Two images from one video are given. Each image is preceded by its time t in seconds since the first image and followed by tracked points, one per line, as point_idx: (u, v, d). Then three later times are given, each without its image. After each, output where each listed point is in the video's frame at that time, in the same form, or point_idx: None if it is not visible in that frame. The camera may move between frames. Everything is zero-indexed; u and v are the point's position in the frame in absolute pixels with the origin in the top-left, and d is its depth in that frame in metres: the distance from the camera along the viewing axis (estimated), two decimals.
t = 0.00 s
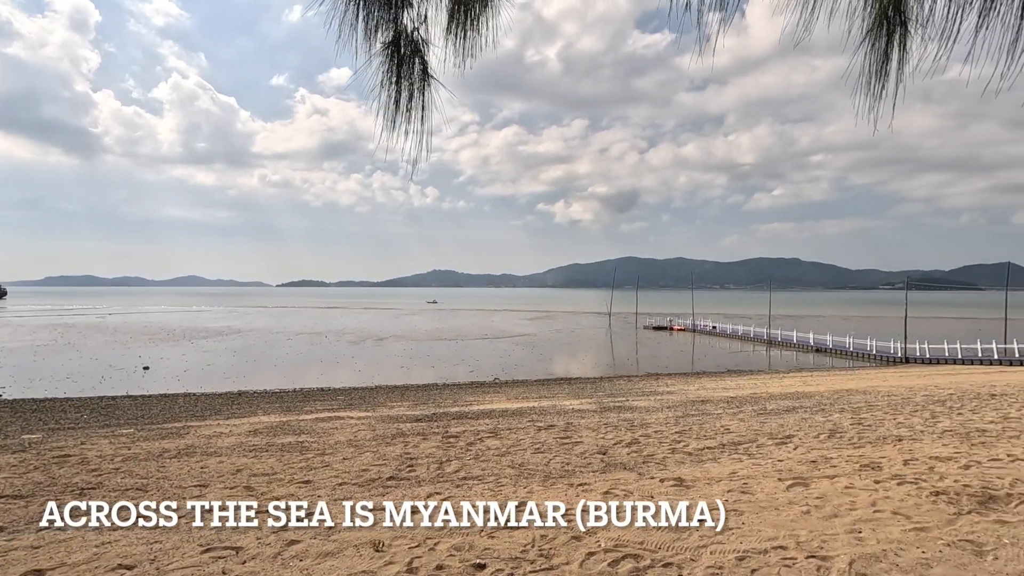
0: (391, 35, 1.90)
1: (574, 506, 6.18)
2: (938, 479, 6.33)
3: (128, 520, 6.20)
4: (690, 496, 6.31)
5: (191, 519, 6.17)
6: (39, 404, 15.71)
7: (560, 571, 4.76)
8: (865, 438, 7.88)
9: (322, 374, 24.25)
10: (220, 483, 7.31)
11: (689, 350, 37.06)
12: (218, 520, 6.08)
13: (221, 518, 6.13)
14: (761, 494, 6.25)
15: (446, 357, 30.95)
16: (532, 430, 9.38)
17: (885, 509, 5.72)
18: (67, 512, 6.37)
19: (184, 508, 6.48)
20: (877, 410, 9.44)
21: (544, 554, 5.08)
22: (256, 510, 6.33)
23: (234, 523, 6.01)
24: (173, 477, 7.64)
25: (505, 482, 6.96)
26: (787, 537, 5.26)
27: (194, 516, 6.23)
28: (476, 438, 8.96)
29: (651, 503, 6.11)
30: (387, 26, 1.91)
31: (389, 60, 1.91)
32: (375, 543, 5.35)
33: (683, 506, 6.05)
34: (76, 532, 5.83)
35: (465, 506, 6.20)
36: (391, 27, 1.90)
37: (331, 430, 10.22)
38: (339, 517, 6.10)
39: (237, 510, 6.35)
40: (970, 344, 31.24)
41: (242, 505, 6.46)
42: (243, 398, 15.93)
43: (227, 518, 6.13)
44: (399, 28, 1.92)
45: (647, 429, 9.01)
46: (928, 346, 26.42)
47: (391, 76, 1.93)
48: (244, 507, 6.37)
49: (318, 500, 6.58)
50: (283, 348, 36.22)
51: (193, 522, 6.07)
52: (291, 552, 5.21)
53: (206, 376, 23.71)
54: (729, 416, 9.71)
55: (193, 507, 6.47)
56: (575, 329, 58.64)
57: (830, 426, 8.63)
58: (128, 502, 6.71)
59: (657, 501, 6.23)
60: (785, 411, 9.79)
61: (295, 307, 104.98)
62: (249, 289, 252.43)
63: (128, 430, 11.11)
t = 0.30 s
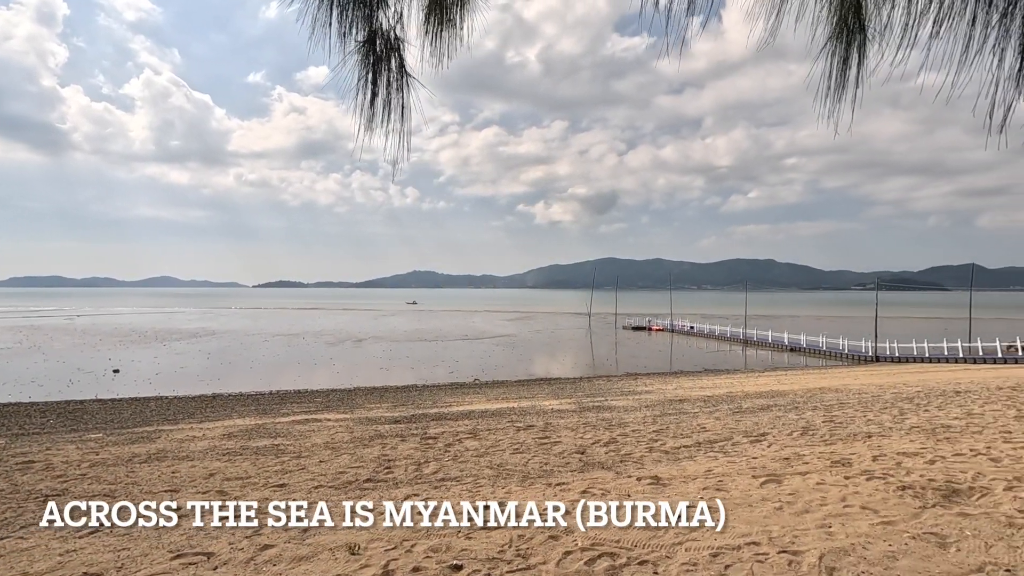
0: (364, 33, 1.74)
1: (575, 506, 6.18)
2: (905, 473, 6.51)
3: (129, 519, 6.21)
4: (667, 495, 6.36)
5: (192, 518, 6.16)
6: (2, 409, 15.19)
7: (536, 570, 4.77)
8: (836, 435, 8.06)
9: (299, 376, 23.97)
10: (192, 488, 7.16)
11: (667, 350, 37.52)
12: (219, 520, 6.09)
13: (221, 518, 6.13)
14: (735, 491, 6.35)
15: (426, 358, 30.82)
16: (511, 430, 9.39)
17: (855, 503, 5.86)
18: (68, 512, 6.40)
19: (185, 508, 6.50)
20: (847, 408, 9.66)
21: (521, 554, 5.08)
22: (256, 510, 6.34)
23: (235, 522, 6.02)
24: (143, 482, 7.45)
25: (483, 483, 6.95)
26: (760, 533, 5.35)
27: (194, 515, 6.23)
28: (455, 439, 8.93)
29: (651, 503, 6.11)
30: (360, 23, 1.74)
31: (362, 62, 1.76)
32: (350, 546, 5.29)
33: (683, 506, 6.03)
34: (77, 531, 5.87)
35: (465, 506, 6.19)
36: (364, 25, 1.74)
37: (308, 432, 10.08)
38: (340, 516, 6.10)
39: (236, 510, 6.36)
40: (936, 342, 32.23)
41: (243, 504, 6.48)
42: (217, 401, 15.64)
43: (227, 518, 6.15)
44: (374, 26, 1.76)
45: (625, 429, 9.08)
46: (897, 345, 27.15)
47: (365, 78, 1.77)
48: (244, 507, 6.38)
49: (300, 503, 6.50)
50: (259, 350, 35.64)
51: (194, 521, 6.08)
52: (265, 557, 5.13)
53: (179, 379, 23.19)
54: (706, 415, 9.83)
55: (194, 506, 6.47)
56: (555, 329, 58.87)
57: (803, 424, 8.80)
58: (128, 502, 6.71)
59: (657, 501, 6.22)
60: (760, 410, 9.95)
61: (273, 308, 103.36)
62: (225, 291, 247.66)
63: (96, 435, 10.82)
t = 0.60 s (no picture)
0: (341, 34, 1.64)
1: (575, 506, 6.19)
2: (874, 470, 6.68)
3: (128, 520, 6.19)
4: (644, 494, 6.40)
5: (191, 519, 6.15)
6: None
7: (513, 571, 4.77)
8: (810, 433, 8.23)
9: (277, 377, 23.62)
10: (164, 493, 7.00)
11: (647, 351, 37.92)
12: (218, 520, 6.08)
13: (221, 518, 6.13)
14: (710, 489, 6.44)
15: (407, 359, 30.65)
16: (490, 431, 9.38)
17: (826, 499, 5.99)
18: (67, 511, 6.43)
19: (185, 508, 6.49)
20: (820, 406, 9.88)
21: (498, 555, 5.08)
22: (256, 510, 6.35)
23: (234, 523, 6.01)
24: (113, 488, 7.27)
25: (462, 484, 6.94)
26: (734, 530, 5.44)
27: (194, 516, 6.23)
28: (434, 441, 8.89)
29: (651, 503, 6.10)
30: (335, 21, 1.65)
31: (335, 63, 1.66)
32: (326, 550, 5.22)
33: (683, 506, 6.01)
34: (80, 532, 5.87)
35: (465, 506, 6.19)
36: (340, 23, 1.64)
37: (284, 435, 9.94)
38: (340, 517, 6.09)
39: (236, 510, 6.36)
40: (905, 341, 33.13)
41: (243, 505, 6.47)
42: (191, 404, 15.33)
43: (227, 518, 6.13)
44: (350, 25, 1.67)
45: (604, 429, 9.15)
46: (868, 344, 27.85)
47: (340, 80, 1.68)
48: (244, 507, 6.39)
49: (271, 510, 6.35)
50: (236, 352, 35.00)
51: (193, 522, 6.07)
52: (237, 563, 5.03)
53: (152, 382, 22.65)
54: (683, 414, 9.95)
55: (194, 506, 6.47)
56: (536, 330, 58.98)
57: (777, 422, 8.96)
58: (128, 502, 6.71)
59: (657, 501, 6.22)
60: (736, 409, 10.11)
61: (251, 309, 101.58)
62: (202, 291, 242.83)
63: (64, 440, 10.50)
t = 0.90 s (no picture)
0: (312, 30, 1.56)
1: (575, 506, 6.18)
2: (846, 466, 6.83)
3: (128, 520, 6.19)
4: (623, 494, 6.44)
5: (191, 519, 6.15)
6: None
7: (492, 571, 4.77)
8: (785, 431, 8.37)
9: (254, 380, 23.25)
10: (133, 499, 6.84)
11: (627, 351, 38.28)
12: (218, 520, 6.07)
13: (221, 518, 6.12)
14: (688, 487, 6.51)
15: (388, 360, 30.45)
16: (470, 432, 9.36)
17: (799, 496, 6.11)
18: (67, 511, 6.45)
19: (185, 508, 6.49)
20: (796, 405, 10.07)
21: (476, 556, 5.06)
22: (256, 510, 6.35)
23: (235, 523, 6.00)
24: (80, 494, 7.07)
25: (441, 485, 6.91)
26: (711, 528, 5.50)
27: (194, 516, 6.22)
28: (413, 442, 8.84)
29: (651, 503, 6.09)
30: (310, 17, 1.56)
31: (311, 62, 1.58)
32: (302, 555, 5.14)
33: (683, 507, 6.00)
34: (80, 531, 5.88)
35: (465, 506, 6.19)
36: (313, 21, 1.56)
37: (261, 438, 9.79)
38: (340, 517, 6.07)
39: (237, 510, 6.36)
40: (877, 340, 33.95)
41: (243, 505, 6.47)
42: (165, 407, 15.01)
43: (227, 518, 6.12)
44: (324, 23, 1.58)
45: (585, 428, 9.20)
46: (841, 344, 28.51)
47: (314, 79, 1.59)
48: (244, 507, 6.39)
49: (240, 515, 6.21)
50: (212, 354, 34.30)
51: (193, 522, 6.06)
52: (210, 569, 4.94)
53: (124, 385, 22.08)
54: (662, 414, 10.05)
55: (194, 507, 6.48)
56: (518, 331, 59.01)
57: (753, 421, 9.10)
58: (128, 503, 6.71)
59: (659, 501, 6.20)
60: (714, 408, 10.24)
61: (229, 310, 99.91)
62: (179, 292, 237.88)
63: (30, 446, 10.19)
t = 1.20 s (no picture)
0: (288, 26, 1.44)
1: (575, 506, 6.17)
2: (821, 463, 6.96)
3: (128, 520, 6.20)
4: (603, 493, 6.48)
5: (191, 519, 6.15)
6: None
7: (472, 572, 4.76)
8: (762, 429, 8.51)
9: (232, 382, 22.88)
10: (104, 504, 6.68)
11: (609, 351, 38.57)
12: (219, 520, 6.07)
13: (221, 518, 6.12)
14: (666, 486, 6.58)
15: (370, 361, 30.24)
16: (452, 433, 9.34)
17: (775, 493, 6.22)
18: (67, 511, 6.46)
19: (185, 508, 6.49)
20: (773, 403, 10.24)
21: (456, 557, 5.05)
22: (256, 510, 6.34)
23: (235, 523, 6.00)
24: (49, 500, 6.88)
25: (422, 486, 6.87)
26: (689, 527, 5.56)
27: (194, 516, 6.23)
28: (394, 444, 8.78)
29: (650, 503, 6.08)
30: (283, 13, 1.45)
31: (285, 60, 1.46)
32: (279, 558, 5.06)
33: (683, 507, 5.98)
34: (81, 531, 5.89)
35: (466, 506, 6.17)
36: (288, 16, 1.45)
37: (239, 441, 9.64)
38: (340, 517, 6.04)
39: (236, 510, 6.35)
40: (852, 339, 34.72)
41: (243, 504, 6.47)
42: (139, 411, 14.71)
43: (227, 518, 6.13)
44: (300, 19, 1.48)
45: (566, 428, 9.24)
46: (817, 343, 29.10)
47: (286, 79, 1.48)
48: (244, 507, 6.38)
49: (211, 520, 6.08)
50: (188, 356, 33.63)
51: (194, 522, 6.06)
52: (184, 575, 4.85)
53: (96, 388, 21.54)
54: (643, 413, 10.14)
55: (194, 506, 6.47)
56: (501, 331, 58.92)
57: (732, 420, 9.21)
58: (127, 502, 6.73)
59: (657, 501, 6.18)
60: (693, 407, 10.37)
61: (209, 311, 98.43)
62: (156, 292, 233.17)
63: None
